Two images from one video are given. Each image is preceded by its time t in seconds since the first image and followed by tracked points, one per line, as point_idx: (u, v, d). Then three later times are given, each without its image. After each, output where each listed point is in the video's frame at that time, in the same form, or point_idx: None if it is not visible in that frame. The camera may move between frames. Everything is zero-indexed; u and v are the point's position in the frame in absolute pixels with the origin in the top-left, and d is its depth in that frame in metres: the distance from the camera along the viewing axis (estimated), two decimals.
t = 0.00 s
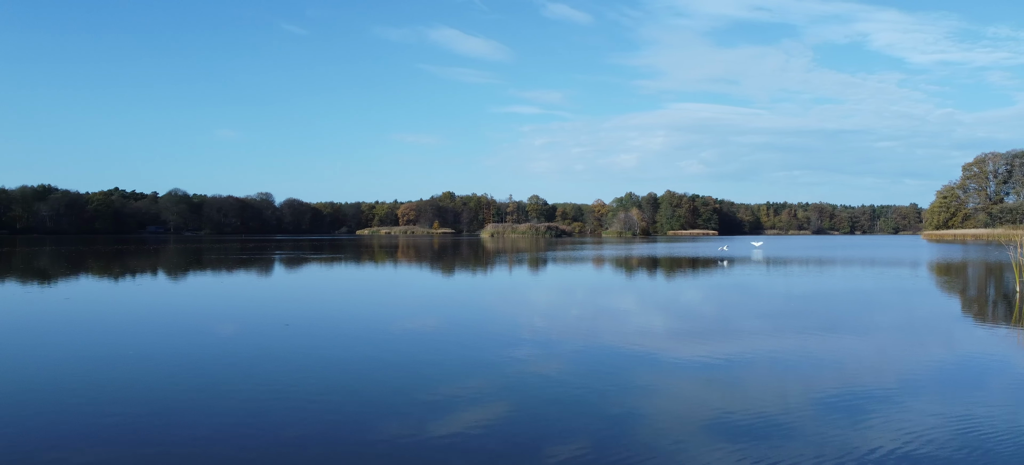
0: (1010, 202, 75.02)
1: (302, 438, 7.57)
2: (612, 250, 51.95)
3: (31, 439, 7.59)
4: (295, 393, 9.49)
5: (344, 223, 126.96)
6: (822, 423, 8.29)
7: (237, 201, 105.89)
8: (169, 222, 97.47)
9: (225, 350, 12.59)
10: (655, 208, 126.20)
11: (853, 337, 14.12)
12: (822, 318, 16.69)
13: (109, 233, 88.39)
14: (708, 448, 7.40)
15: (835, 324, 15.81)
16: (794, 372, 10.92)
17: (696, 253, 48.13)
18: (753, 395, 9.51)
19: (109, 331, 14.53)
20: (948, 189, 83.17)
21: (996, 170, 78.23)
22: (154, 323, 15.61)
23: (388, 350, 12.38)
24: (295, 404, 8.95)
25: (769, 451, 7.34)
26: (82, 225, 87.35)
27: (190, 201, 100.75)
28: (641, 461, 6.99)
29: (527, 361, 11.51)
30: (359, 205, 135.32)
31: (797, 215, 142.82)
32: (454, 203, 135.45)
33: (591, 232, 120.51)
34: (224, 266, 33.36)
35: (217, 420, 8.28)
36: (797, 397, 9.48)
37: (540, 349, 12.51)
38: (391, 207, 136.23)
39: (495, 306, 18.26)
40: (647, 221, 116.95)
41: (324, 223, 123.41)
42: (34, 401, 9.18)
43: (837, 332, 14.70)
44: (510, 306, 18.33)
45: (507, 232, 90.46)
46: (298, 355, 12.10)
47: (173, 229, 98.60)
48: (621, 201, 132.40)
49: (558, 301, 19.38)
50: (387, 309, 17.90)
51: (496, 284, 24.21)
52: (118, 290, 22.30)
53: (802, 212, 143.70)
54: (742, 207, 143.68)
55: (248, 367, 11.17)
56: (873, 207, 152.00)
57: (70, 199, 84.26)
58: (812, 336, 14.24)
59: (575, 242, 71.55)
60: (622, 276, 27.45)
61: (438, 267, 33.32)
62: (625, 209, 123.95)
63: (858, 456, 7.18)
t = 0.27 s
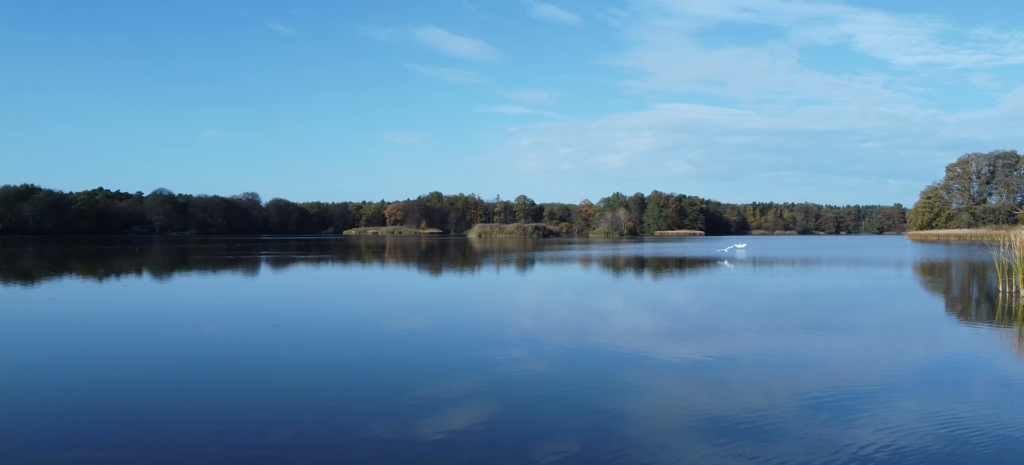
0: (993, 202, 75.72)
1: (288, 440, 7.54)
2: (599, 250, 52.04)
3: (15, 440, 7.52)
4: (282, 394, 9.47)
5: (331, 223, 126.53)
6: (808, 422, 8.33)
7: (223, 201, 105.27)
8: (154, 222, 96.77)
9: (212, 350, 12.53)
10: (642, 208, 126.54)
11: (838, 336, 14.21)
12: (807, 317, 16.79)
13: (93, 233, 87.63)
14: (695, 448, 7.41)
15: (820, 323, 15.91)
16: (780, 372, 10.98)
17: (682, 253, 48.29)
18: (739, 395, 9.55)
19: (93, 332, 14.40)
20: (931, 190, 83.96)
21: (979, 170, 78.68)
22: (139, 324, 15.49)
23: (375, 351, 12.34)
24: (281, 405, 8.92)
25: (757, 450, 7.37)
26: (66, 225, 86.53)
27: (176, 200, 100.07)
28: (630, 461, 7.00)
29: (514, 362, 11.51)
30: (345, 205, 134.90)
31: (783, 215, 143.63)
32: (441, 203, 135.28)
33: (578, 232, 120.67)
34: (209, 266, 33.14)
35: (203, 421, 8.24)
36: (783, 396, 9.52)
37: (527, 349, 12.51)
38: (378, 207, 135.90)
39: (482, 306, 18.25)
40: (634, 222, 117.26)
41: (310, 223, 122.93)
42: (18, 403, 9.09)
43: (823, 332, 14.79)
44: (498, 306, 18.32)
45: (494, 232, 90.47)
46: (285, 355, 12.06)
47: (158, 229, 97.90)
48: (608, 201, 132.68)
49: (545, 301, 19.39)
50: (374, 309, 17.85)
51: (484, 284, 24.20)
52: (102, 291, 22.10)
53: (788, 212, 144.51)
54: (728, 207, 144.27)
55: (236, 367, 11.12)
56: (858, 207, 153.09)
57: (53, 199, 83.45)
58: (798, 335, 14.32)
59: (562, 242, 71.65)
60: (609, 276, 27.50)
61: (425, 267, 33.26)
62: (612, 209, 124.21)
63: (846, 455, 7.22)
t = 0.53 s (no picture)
0: (976, 202, 76.46)
1: (274, 441, 7.50)
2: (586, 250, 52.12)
3: None
4: (268, 394, 9.43)
5: (318, 223, 126.05)
6: (795, 421, 8.38)
7: (209, 201, 104.64)
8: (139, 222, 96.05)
9: (197, 351, 12.45)
10: (629, 208, 126.86)
11: (824, 336, 14.30)
12: (794, 317, 16.88)
13: (77, 233, 86.84)
14: (683, 447, 7.44)
15: (806, 322, 16.00)
16: (767, 371, 11.03)
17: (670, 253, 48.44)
18: (727, 394, 9.59)
19: (78, 333, 14.28)
20: (916, 191, 84.70)
21: (962, 171, 79.75)
22: (124, 325, 15.37)
23: (363, 351, 12.30)
24: (267, 405, 8.87)
25: (743, 449, 7.38)
26: (50, 225, 85.72)
27: (161, 200, 99.35)
28: (617, 461, 6.99)
29: (502, 361, 11.50)
30: (332, 204, 134.45)
31: (769, 215, 144.39)
32: (429, 203, 135.09)
33: (566, 232, 120.82)
34: (195, 266, 32.93)
35: (188, 422, 8.19)
36: (770, 395, 9.57)
37: (515, 349, 12.51)
38: (365, 207, 135.55)
39: (470, 306, 18.23)
40: (621, 222, 117.54)
41: (297, 223, 122.43)
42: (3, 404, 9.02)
43: (809, 331, 14.87)
44: (485, 306, 18.32)
45: (482, 232, 90.47)
46: (270, 355, 12.01)
47: (143, 229, 97.19)
48: (596, 201, 132.94)
49: (533, 301, 19.40)
50: (362, 309, 17.79)
51: (471, 284, 24.18)
52: (86, 291, 21.91)
53: (774, 212, 145.31)
54: (715, 208, 144.89)
55: (221, 368, 11.06)
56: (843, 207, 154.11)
57: (37, 199, 82.64)
58: (784, 335, 14.39)
59: (549, 242, 71.70)
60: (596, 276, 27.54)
61: (412, 267, 33.19)
62: (599, 209, 124.46)
63: (832, 454, 7.25)
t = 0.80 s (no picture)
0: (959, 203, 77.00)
1: (259, 441, 7.49)
2: (574, 250, 52.20)
3: None
4: (254, 395, 9.40)
5: (304, 223, 125.68)
6: (780, 420, 8.43)
7: (195, 202, 104.00)
8: (124, 222, 95.33)
9: (183, 352, 12.39)
10: (616, 208, 127.11)
11: (809, 335, 14.39)
12: (779, 316, 16.98)
13: (61, 234, 86.09)
14: (668, 446, 7.46)
15: (792, 322, 16.10)
16: (752, 370, 11.09)
17: (657, 253, 48.58)
18: (712, 393, 9.64)
19: (62, 334, 14.17)
20: (900, 191, 85.28)
21: (946, 171, 80.23)
22: (109, 326, 15.25)
23: (350, 352, 12.28)
24: (253, 406, 8.85)
25: (729, 448, 7.42)
26: (33, 225, 84.91)
27: (146, 200, 98.61)
28: (603, 460, 7.01)
29: (489, 362, 11.52)
30: (319, 205, 133.99)
31: (755, 215, 145.08)
32: (416, 203, 134.86)
33: (553, 232, 120.94)
34: (181, 266, 32.69)
35: (175, 422, 8.16)
36: (755, 394, 9.61)
37: (503, 349, 12.53)
38: (352, 207, 135.19)
39: (458, 306, 18.23)
40: (608, 222, 117.80)
41: (283, 223, 121.92)
42: None
43: (794, 330, 14.95)
44: (473, 306, 18.32)
45: (469, 232, 90.45)
46: (256, 356, 11.96)
47: (127, 229, 96.46)
48: (583, 201, 133.15)
49: (520, 301, 19.43)
50: (349, 310, 17.76)
51: (459, 284, 24.16)
52: (71, 292, 21.74)
53: (760, 212, 146.05)
54: (702, 208, 145.41)
55: (207, 368, 11.01)
56: (828, 207, 155.01)
57: (20, 199, 81.81)
58: (770, 334, 14.47)
59: (536, 242, 71.78)
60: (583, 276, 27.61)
61: (399, 267, 33.12)
62: (586, 209, 124.64)
63: (816, 452, 7.30)
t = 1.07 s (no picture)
0: (943, 203, 77.77)
1: (246, 442, 7.46)
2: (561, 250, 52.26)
3: None
4: (239, 396, 9.34)
5: (291, 223, 125.17)
6: (767, 419, 8.47)
7: (180, 201, 103.32)
8: (108, 222, 94.56)
9: (166, 353, 12.29)
10: (604, 208, 127.32)
11: (794, 334, 14.46)
12: (764, 316, 17.06)
13: (44, 234, 85.30)
14: (655, 446, 7.47)
15: (778, 321, 16.18)
16: (738, 369, 11.14)
17: (644, 253, 48.72)
18: (699, 392, 9.68)
19: (45, 335, 14.05)
20: (885, 192, 85.98)
21: (929, 172, 81.17)
22: (93, 326, 15.13)
23: (337, 352, 12.24)
24: (239, 407, 8.81)
25: (715, 448, 7.43)
26: (16, 225, 84.09)
27: (131, 200, 97.86)
28: (591, 460, 7.01)
29: (476, 362, 11.51)
30: (306, 205, 133.47)
31: (742, 215, 145.71)
32: (403, 203, 134.57)
33: (540, 232, 121.02)
34: (166, 266, 32.46)
35: (161, 424, 8.11)
36: (741, 394, 9.66)
37: (489, 349, 12.52)
38: (339, 207, 134.74)
39: (445, 307, 18.20)
40: (596, 222, 117.98)
41: (270, 223, 121.38)
42: None
43: (780, 329, 15.02)
44: (460, 306, 18.30)
45: (456, 232, 90.37)
46: (241, 357, 11.89)
47: (112, 229, 95.69)
48: (570, 201, 133.30)
49: (507, 301, 19.42)
50: (336, 310, 17.70)
51: (446, 284, 24.13)
52: (54, 292, 21.55)
53: (747, 212, 146.72)
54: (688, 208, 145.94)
55: (191, 370, 10.94)
56: (814, 206, 155.99)
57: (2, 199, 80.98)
58: (756, 333, 14.54)
59: (524, 242, 71.81)
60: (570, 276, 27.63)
61: (386, 266, 33.04)
62: (574, 209, 124.79)
63: (802, 451, 7.33)
